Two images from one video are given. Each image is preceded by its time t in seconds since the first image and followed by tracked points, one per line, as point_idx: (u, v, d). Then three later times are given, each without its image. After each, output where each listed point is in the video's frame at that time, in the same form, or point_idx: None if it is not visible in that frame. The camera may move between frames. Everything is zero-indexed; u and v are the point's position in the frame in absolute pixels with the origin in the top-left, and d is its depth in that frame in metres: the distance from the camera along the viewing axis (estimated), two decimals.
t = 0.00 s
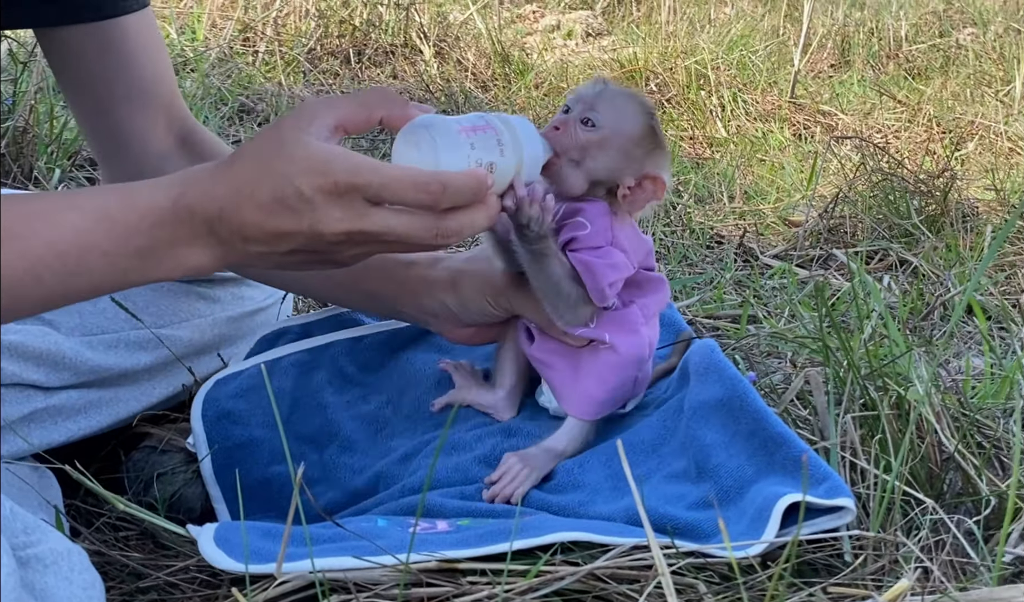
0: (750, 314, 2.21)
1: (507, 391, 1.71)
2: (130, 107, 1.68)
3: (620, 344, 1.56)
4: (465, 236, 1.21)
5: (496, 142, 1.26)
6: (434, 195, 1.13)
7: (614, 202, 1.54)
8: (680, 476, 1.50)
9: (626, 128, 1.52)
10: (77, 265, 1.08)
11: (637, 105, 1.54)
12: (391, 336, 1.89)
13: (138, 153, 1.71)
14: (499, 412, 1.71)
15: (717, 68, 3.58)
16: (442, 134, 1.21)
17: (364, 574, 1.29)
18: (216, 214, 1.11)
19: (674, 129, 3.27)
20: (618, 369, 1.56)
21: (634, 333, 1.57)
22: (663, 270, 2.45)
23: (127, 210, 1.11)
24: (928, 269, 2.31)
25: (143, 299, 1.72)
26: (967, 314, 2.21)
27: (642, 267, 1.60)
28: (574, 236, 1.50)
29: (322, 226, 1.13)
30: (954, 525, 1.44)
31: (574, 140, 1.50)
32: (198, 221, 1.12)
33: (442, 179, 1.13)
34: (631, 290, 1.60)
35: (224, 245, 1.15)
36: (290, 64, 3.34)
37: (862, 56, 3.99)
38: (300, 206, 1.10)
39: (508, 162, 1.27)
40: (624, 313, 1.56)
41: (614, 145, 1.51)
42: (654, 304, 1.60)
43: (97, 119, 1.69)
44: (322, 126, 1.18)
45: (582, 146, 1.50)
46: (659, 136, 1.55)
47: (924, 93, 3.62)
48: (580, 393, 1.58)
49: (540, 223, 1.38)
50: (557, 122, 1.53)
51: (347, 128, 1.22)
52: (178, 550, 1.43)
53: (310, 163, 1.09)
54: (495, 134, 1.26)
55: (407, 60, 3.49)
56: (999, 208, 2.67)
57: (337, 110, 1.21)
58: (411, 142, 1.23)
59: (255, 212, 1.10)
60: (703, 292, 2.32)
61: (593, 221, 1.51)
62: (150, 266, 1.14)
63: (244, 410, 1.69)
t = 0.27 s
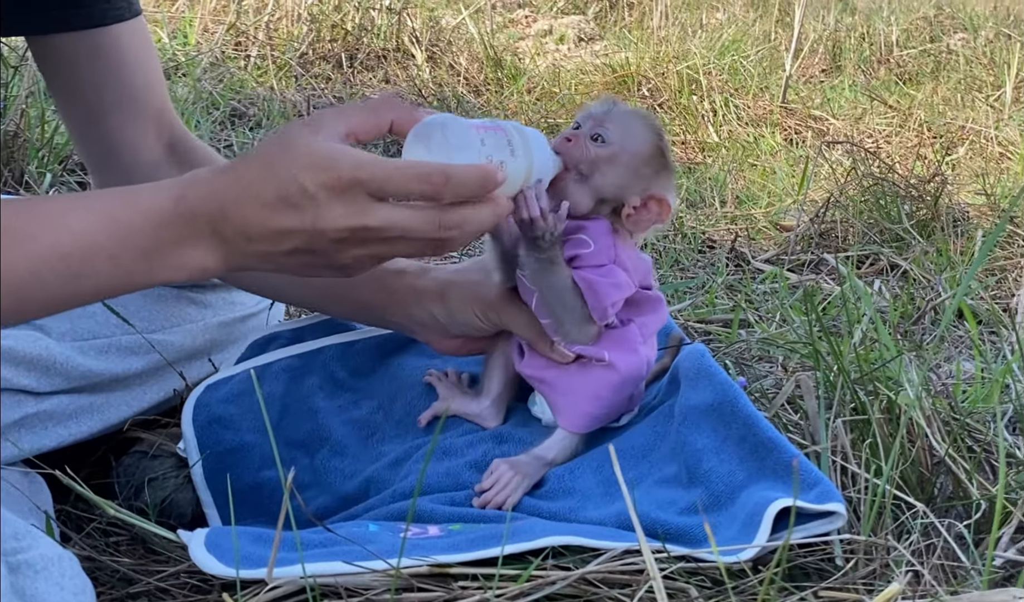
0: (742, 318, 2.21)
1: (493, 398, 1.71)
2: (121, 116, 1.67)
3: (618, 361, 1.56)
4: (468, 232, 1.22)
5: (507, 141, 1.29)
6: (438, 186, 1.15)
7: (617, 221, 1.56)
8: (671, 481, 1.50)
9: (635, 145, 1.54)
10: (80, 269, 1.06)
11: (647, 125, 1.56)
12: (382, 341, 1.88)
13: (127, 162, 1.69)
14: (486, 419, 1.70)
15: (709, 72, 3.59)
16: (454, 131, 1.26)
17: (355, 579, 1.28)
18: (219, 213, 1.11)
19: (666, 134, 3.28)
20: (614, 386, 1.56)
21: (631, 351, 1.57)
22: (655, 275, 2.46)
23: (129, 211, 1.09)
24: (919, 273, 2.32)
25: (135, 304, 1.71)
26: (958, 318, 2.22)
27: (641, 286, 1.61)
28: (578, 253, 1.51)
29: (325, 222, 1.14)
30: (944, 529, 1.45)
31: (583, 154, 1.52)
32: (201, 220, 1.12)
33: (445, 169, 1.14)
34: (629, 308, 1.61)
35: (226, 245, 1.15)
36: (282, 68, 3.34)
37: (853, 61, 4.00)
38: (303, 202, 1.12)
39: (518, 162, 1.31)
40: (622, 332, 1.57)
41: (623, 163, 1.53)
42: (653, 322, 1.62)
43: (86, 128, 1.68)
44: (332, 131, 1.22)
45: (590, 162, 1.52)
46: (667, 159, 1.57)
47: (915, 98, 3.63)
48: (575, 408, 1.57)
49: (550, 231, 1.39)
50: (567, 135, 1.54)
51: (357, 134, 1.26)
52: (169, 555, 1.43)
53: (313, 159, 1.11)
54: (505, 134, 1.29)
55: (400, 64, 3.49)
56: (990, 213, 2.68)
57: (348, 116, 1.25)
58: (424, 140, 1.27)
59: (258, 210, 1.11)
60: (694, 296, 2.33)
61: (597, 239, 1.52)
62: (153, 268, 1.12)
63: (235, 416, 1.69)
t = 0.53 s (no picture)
0: (735, 321, 2.22)
1: (483, 405, 1.71)
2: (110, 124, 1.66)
3: (615, 363, 1.56)
4: (455, 198, 1.21)
5: (497, 116, 1.31)
6: (420, 144, 1.12)
7: (614, 219, 1.58)
8: (663, 485, 1.50)
9: (630, 142, 1.56)
10: (66, 256, 1.08)
11: (644, 122, 1.58)
12: (374, 346, 1.88)
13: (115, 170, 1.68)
14: (475, 425, 1.70)
15: (701, 77, 3.60)
16: (446, 100, 1.27)
17: (348, 584, 1.28)
18: (203, 196, 1.12)
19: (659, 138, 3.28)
20: (610, 387, 1.56)
21: (630, 352, 1.57)
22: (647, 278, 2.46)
23: (114, 201, 1.11)
24: (912, 277, 2.32)
25: (126, 307, 1.71)
26: (950, 322, 2.22)
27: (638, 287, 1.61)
28: (574, 250, 1.52)
29: (308, 193, 1.13)
30: (936, 532, 1.45)
31: (578, 149, 1.53)
32: (185, 207, 1.13)
33: (427, 126, 1.12)
34: (625, 310, 1.61)
35: (214, 230, 1.15)
36: (275, 72, 3.34)
37: (846, 65, 4.01)
38: (286, 175, 1.11)
39: (509, 137, 1.31)
40: (620, 332, 1.57)
41: (618, 159, 1.54)
42: (650, 324, 1.61)
43: (75, 135, 1.67)
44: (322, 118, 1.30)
45: (585, 157, 1.53)
46: (664, 157, 1.59)
47: (907, 102, 3.65)
48: (572, 408, 1.57)
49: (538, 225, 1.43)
50: (563, 131, 1.57)
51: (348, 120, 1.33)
52: (161, 560, 1.42)
53: (294, 132, 1.11)
54: (494, 109, 1.32)
55: (393, 68, 3.49)
56: (982, 217, 2.69)
57: (340, 108, 1.33)
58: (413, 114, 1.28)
59: (242, 191, 1.12)
60: (687, 300, 2.33)
61: (593, 237, 1.53)
62: (139, 255, 1.13)
63: (227, 420, 1.68)
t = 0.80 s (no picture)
0: (731, 324, 2.22)
1: (479, 410, 1.70)
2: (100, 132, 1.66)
3: (610, 373, 1.56)
4: (450, 190, 1.18)
5: (491, 110, 1.32)
6: (412, 130, 1.12)
7: (607, 227, 1.56)
8: (660, 489, 1.50)
9: (624, 149, 1.56)
10: (65, 253, 1.10)
11: (639, 131, 1.59)
12: (370, 349, 1.88)
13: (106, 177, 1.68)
14: (471, 429, 1.70)
15: (697, 80, 3.60)
16: (440, 91, 1.28)
17: (344, 588, 1.28)
18: (198, 193, 1.13)
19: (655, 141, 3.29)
20: (603, 396, 1.56)
21: (623, 361, 1.57)
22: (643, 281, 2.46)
23: (109, 200, 1.13)
24: (907, 280, 2.32)
25: (122, 310, 1.70)
26: (946, 324, 2.22)
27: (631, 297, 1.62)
28: (566, 259, 1.52)
29: (303, 185, 1.12)
30: (933, 535, 1.45)
31: (571, 153, 1.54)
32: (180, 203, 1.14)
33: (420, 113, 1.12)
34: (620, 320, 1.61)
35: (210, 228, 1.15)
36: (270, 76, 3.33)
37: (840, 68, 4.02)
38: (280, 167, 1.11)
39: (503, 129, 1.31)
40: (613, 342, 1.57)
41: (612, 164, 1.55)
42: (644, 334, 1.62)
43: (66, 142, 1.66)
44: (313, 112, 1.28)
45: (578, 161, 1.54)
46: (658, 168, 1.59)
47: (902, 105, 3.65)
48: (565, 418, 1.57)
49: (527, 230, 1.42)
50: (558, 136, 1.58)
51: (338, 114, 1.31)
52: (157, 565, 1.41)
53: (288, 124, 1.11)
54: (490, 105, 1.33)
55: (388, 72, 3.49)
56: (977, 219, 2.69)
57: (329, 101, 1.32)
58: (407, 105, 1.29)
59: (239, 185, 1.12)
60: (683, 303, 2.33)
61: (585, 245, 1.52)
62: (134, 254, 1.14)
63: (223, 424, 1.68)
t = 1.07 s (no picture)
0: (730, 327, 2.22)
1: (480, 413, 1.71)
2: (93, 133, 1.66)
3: (610, 376, 1.56)
4: (434, 206, 1.19)
5: (480, 124, 1.31)
6: (396, 145, 1.12)
7: (598, 242, 1.57)
8: (662, 491, 1.51)
9: (619, 164, 1.55)
10: (43, 264, 1.10)
11: (634, 147, 1.58)
12: (371, 352, 1.88)
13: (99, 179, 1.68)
14: (473, 433, 1.70)
15: (695, 82, 3.61)
16: (427, 106, 1.27)
17: (348, 591, 1.27)
18: (181, 206, 1.13)
19: (653, 143, 3.29)
20: (603, 398, 1.56)
21: (622, 365, 1.57)
22: (643, 284, 2.46)
23: (91, 209, 1.14)
24: (906, 281, 2.33)
25: (124, 313, 1.70)
26: (945, 326, 2.23)
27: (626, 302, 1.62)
28: (557, 271, 1.52)
29: (285, 201, 1.12)
30: (935, 537, 1.45)
31: (566, 168, 1.52)
32: (163, 216, 1.14)
33: (403, 127, 1.12)
34: (615, 324, 1.61)
35: (191, 242, 1.16)
36: (268, 79, 3.33)
37: (837, 71, 4.02)
38: (263, 183, 1.11)
39: (493, 143, 1.30)
40: (611, 346, 1.57)
41: (606, 181, 1.53)
42: (640, 335, 1.62)
43: (57, 144, 1.66)
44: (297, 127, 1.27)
45: (573, 176, 1.52)
46: (651, 183, 1.59)
47: (899, 107, 3.66)
48: (564, 418, 1.58)
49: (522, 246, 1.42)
50: (552, 148, 1.55)
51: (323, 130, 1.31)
52: (160, 569, 1.41)
53: (271, 139, 1.11)
54: (479, 119, 1.32)
55: (386, 74, 3.49)
56: (975, 221, 2.70)
57: (314, 116, 1.31)
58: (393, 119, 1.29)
59: (220, 200, 1.12)
60: (683, 305, 2.34)
61: (577, 257, 1.52)
62: (113, 266, 1.15)
63: (224, 428, 1.68)
